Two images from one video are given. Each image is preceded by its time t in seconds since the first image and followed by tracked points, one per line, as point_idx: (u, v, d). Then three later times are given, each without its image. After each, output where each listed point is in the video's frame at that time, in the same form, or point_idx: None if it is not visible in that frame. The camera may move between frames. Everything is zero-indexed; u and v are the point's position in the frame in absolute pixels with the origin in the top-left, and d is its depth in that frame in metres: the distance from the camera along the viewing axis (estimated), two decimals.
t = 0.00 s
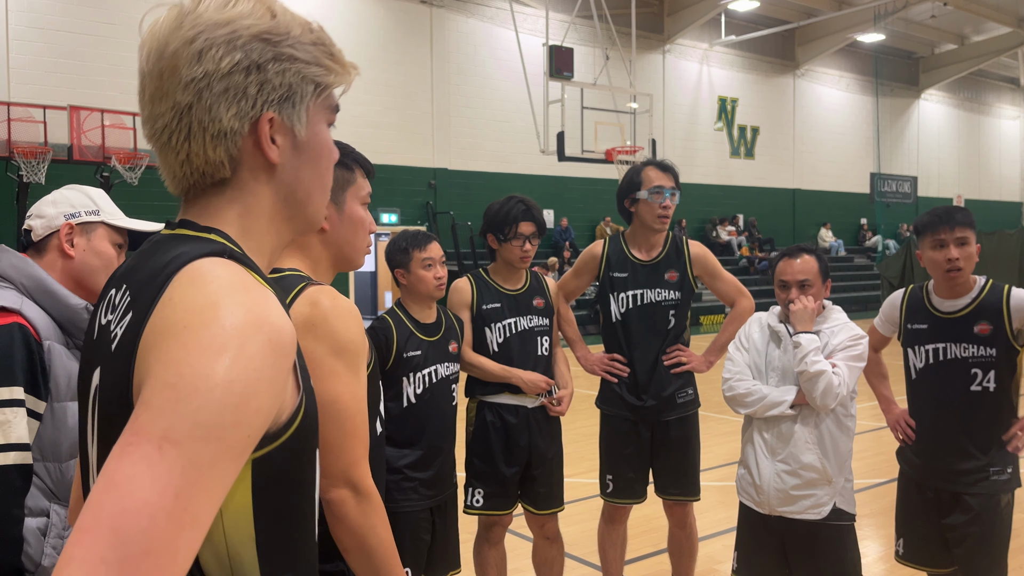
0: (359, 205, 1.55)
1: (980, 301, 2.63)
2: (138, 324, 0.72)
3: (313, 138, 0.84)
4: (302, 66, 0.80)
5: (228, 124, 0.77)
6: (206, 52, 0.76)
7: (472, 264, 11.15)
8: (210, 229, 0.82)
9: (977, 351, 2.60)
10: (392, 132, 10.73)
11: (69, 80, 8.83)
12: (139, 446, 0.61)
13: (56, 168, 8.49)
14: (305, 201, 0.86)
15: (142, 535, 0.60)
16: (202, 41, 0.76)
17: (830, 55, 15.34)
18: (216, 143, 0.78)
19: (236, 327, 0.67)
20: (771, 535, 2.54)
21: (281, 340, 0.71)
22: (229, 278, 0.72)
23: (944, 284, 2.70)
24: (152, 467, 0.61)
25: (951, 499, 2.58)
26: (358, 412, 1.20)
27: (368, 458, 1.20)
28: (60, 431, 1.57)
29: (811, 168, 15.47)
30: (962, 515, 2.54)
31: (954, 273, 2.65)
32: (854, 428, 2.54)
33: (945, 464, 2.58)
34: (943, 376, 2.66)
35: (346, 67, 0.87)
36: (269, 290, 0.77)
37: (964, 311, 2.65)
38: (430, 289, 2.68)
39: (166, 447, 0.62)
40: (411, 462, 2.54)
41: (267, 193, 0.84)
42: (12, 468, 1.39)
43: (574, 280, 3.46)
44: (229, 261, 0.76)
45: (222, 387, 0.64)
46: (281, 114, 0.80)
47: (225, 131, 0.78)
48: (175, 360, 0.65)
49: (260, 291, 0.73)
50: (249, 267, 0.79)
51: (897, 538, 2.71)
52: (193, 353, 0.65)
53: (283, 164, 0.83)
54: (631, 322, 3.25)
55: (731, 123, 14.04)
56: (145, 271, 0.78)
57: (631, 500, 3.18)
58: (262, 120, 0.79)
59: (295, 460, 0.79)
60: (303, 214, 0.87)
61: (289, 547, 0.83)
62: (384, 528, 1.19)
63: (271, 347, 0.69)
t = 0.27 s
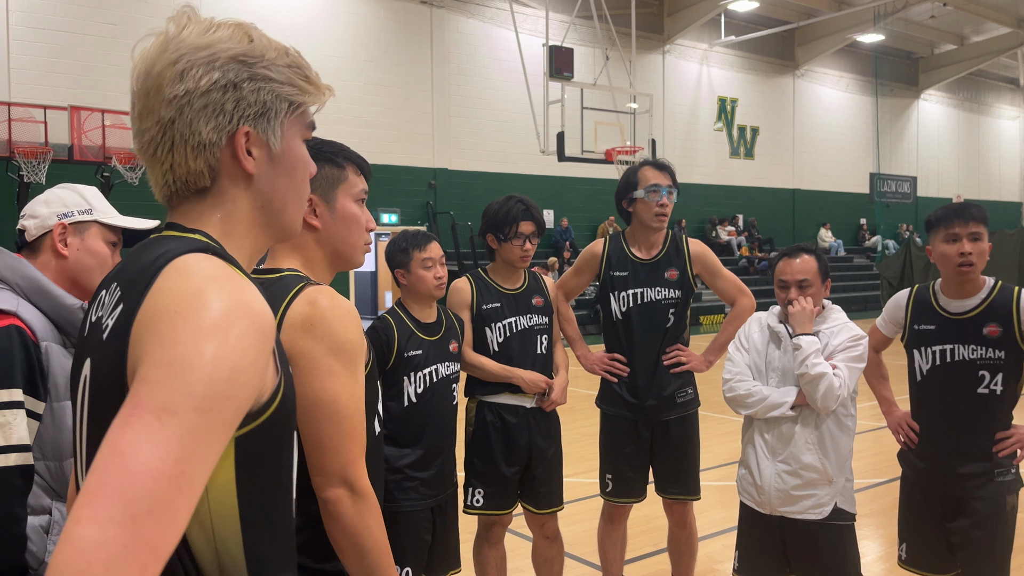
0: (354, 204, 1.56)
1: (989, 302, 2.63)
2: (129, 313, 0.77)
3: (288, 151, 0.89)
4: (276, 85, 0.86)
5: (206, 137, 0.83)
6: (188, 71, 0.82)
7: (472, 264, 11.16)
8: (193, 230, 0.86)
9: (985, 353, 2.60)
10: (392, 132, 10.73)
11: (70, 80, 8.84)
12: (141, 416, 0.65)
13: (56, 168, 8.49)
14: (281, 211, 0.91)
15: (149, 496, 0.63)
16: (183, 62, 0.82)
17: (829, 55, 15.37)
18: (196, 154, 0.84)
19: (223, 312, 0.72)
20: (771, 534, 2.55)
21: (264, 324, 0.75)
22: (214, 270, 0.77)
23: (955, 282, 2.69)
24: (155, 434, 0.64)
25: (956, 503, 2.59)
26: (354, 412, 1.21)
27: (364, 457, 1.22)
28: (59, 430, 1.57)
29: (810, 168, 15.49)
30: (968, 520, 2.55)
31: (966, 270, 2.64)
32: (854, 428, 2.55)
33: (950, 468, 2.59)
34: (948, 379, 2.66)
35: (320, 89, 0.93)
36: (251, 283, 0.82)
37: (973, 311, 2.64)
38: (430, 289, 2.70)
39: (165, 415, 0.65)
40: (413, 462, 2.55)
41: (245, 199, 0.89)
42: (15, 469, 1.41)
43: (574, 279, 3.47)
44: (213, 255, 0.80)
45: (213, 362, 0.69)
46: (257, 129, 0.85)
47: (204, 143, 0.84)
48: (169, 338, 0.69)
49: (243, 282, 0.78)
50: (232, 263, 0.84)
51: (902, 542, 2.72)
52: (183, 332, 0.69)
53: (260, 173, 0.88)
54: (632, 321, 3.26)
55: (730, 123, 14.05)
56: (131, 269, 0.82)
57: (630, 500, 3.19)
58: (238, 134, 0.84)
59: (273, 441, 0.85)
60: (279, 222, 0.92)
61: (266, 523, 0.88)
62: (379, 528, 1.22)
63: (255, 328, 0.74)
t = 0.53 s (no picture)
0: (354, 205, 1.56)
1: (1007, 300, 2.54)
2: (118, 308, 0.79)
3: (278, 153, 0.90)
4: (265, 89, 0.87)
5: (196, 138, 0.84)
6: (179, 75, 0.83)
7: (472, 264, 11.16)
8: (187, 227, 0.88)
9: (1000, 352, 2.50)
10: (392, 132, 10.74)
11: (70, 80, 8.85)
12: (115, 404, 0.67)
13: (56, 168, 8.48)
14: (272, 211, 0.91)
15: (122, 481, 0.66)
16: (175, 66, 0.83)
17: (829, 55, 15.38)
18: (186, 153, 0.85)
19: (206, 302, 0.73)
20: (771, 534, 2.56)
21: (245, 314, 0.77)
22: (200, 264, 0.79)
23: (972, 277, 2.58)
24: (129, 421, 0.67)
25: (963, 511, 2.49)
26: (354, 411, 1.21)
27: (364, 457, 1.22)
28: (56, 428, 1.58)
29: (810, 168, 15.49)
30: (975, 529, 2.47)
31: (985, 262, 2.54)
32: (855, 429, 2.55)
33: (957, 474, 2.49)
34: (958, 378, 2.56)
35: (312, 93, 0.93)
36: (239, 278, 0.83)
37: (990, 309, 2.55)
38: (430, 289, 2.70)
39: (139, 403, 0.67)
40: (412, 462, 2.55)
41: (236, 199, 0.90)
42: (15, 468, 1.40)
43: (573, 281, 3.48)
44: (200, 251, 0.82)
45: (189, 353, 0.70)
46: (246, 131, 0.86)
47: (194, 144, 0.85)
48: (147, 329, 0.71)
49: (228, 277, 0.80)
50: (221, 260, 0.85)
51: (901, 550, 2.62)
52: (164, 322, 0.71)
53: (250, 175, 0.89)
54: (631, 322, 3.27)
55: (730, 123, 14.05)
56: (124, 265, 0.84)
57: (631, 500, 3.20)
58: (227, 135, 0.85)
59: (264, 427, 0.86)
60: (270, 223, 0.92)
61: (258, 513, 0.89)
62: (379, 527, 1.22)
63: (235, 320, 0.75)
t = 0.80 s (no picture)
0: (355, 206, 1.56)
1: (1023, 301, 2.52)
2: (120, 306, 0.79)
3: (287, 154, 0.90)
4: (275, 89, 0.87)
5: (204, 137, 0.85)
6: (189, 74, 0.83)
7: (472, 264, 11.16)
8: (193, 227, 0.88)
9: (1016, 353, 2.48)
10: (393, 132, 10.73)
11: (70, 81, 8.84)
12: (108, 402, 0.67)
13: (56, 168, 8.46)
14: (281, 210, 0.91)
15: (112, 476, 0.66)
16: (186, 66, 0.84)
17: (828, 55, 15.39)
18: (195, 152, 0.85)
19: (205, 301, 0.74)
20: (771, 533, 2.56)
21: (244, 315, 0.77)
22: (202, 263, 0.79)
23: (987, 278, 2.59)
24: (121, 417, 0.67)
25: (976, 516, 2.48)
26: (356, 411, 1.22)
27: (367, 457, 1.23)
28: (51, 425, 1.59)
29: (810, 168, 15.49)
30: (984, 536, 2.45)
31: (997, 261, 2.54)
32: (855, 429, 2.56)
33: (966, 479, 2.48)
34: (974, 380, 2.54)
35: (324, 92, 0.93)
36: (240, 279, 0.83)
37: (1005, 309, 2.53)
38: (430, 289, 2.70)
39: (132, 401, 0.68)
40: (411, 462, 2.55)
41: (243, 198, 0.90)
42: (12, 465, 1.40)
43: (573, 282, 3.48)
44: (202, 251, 0.82)
45: (186, 350, 0.71)
46: (254, 130, 0.86)
47: (203, 143, 0.85)
48: (144, 327, 0.71)
49: (230, 277, 0.80)
50: (225, 260, 0.85)
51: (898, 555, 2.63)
52: (163, 319, 0.71)
53: (259, 174, 0.89)
54: (630, 323, 3.27)
55: (730, 123, 14.06)
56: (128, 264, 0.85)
57: (632, 500, 3.20)
58: (235, 135, 0.85)
59: (260, 428, 0.86)
60: (279, 224, 0.92)
61: (255, 514, 0.89)
62: (381, 526, 1.23)
63: (232, 320, 0.75)
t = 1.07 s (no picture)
0: (356, 207, 1.56)
1: None
2: (145, 312, 0.74)
3: (312, 146, 0.84)
4: (299, 77, 0.80)
5: (225, 129, 0.79)
6: (209, 63, 0.77)
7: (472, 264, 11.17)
8: (215, 227, 0.83)
9: None
10: (392, 132, 10.74)
11: (70, 81, 8.84)
12: (134, 420, 0.63)
13: (57, 169, 8.47)
14: (306, 206, 0.86)
15: (136, 499, 0.62)
16: (206, 53, 0.77)
17: (829, 55, 15.38)
18: (215, 147, 0.79)
19: (234, 309, 0.68)
20: (772, 534, 2.56)
21: (277, 322, 0.71)
22: (230, 267, 0.73)
23: (992, 278, 2.59)
24: (151, 435, 0.63)
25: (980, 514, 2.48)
26: (358, 410, 1.22)
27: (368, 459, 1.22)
28: (48, 423, 1.60)
29: (810, 168, 15.50)
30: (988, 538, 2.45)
31: (996, 261, 2.55)
32: (854, 429, 2.55)
33: (971, 480, 2.48)
34: (982, 380, 2.54)
35: (350, 80, 0.87)
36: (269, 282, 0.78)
37: (1014, 310, 2.53)
38: (430, 289, 2.70)
39: (160, 421, 0.63)
40: (412, 462, 2.55)
41: (267, 195, 0.85)
42: (9, 461, 1.40)
43: (573, 282, 3.48)
44: (230, 254, 0.77)
45: (218, 364, 0.65)
46: (278, 122, 0.80)
47: (224, 136, 0.79)
48: (171, 339, 0.66)
49: (260, 282, 0.74)
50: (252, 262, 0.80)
51: (897, 554, 2.63)
52: (191, 330, 0.66)
53: (282, 169, 0.83)
54: (630, 323, 3.27)
55: (730, 123, 14.07)
56: (151, 266, 0.80)
57: (632, 500, 3.19)
58: (259, 127, 0.79)
59: (290, 439, 0.80)
60: (304, 220, 0.87)
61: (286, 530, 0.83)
62: (382, 527, 1.22)
63: (264, 330, 0.69)
